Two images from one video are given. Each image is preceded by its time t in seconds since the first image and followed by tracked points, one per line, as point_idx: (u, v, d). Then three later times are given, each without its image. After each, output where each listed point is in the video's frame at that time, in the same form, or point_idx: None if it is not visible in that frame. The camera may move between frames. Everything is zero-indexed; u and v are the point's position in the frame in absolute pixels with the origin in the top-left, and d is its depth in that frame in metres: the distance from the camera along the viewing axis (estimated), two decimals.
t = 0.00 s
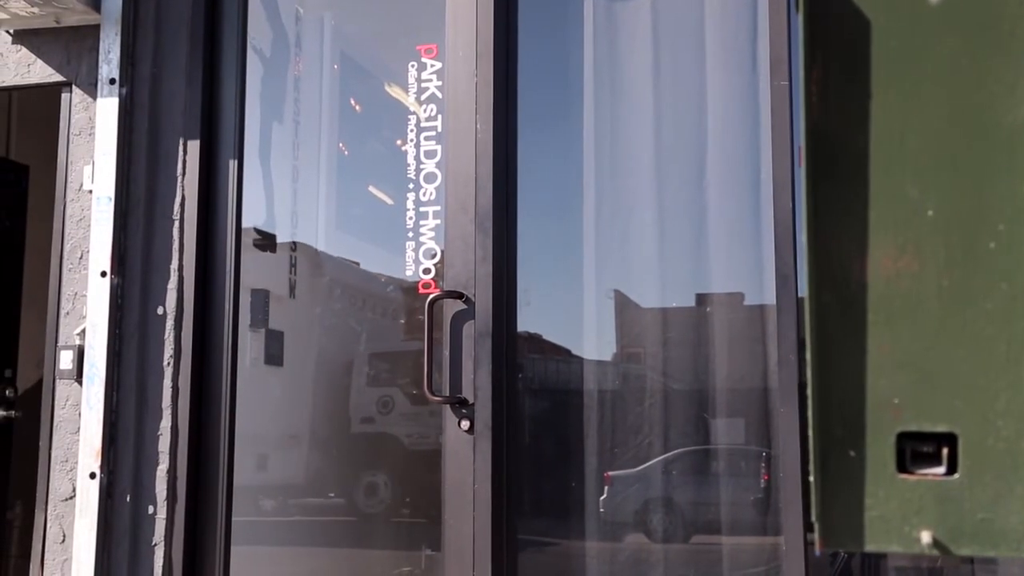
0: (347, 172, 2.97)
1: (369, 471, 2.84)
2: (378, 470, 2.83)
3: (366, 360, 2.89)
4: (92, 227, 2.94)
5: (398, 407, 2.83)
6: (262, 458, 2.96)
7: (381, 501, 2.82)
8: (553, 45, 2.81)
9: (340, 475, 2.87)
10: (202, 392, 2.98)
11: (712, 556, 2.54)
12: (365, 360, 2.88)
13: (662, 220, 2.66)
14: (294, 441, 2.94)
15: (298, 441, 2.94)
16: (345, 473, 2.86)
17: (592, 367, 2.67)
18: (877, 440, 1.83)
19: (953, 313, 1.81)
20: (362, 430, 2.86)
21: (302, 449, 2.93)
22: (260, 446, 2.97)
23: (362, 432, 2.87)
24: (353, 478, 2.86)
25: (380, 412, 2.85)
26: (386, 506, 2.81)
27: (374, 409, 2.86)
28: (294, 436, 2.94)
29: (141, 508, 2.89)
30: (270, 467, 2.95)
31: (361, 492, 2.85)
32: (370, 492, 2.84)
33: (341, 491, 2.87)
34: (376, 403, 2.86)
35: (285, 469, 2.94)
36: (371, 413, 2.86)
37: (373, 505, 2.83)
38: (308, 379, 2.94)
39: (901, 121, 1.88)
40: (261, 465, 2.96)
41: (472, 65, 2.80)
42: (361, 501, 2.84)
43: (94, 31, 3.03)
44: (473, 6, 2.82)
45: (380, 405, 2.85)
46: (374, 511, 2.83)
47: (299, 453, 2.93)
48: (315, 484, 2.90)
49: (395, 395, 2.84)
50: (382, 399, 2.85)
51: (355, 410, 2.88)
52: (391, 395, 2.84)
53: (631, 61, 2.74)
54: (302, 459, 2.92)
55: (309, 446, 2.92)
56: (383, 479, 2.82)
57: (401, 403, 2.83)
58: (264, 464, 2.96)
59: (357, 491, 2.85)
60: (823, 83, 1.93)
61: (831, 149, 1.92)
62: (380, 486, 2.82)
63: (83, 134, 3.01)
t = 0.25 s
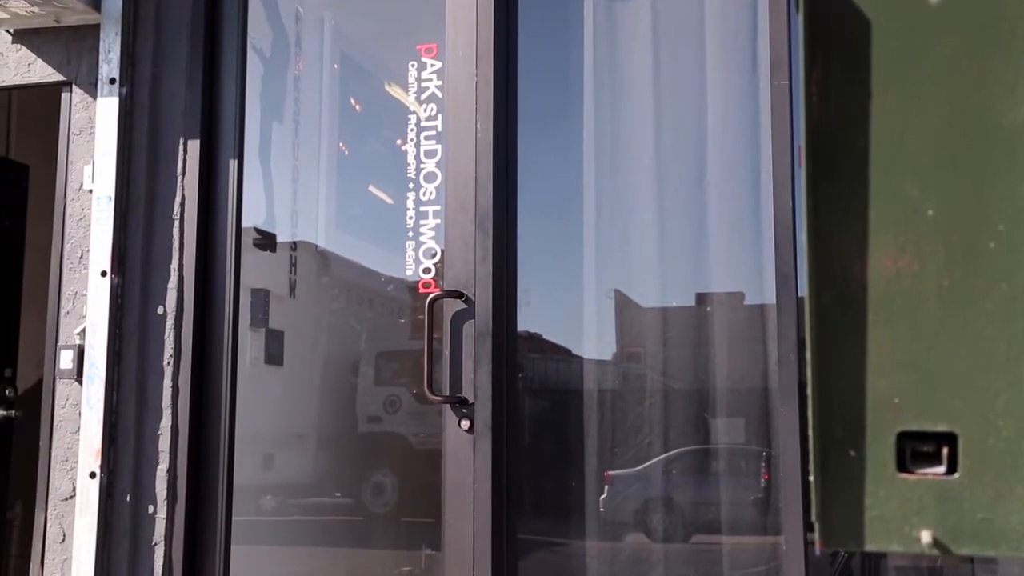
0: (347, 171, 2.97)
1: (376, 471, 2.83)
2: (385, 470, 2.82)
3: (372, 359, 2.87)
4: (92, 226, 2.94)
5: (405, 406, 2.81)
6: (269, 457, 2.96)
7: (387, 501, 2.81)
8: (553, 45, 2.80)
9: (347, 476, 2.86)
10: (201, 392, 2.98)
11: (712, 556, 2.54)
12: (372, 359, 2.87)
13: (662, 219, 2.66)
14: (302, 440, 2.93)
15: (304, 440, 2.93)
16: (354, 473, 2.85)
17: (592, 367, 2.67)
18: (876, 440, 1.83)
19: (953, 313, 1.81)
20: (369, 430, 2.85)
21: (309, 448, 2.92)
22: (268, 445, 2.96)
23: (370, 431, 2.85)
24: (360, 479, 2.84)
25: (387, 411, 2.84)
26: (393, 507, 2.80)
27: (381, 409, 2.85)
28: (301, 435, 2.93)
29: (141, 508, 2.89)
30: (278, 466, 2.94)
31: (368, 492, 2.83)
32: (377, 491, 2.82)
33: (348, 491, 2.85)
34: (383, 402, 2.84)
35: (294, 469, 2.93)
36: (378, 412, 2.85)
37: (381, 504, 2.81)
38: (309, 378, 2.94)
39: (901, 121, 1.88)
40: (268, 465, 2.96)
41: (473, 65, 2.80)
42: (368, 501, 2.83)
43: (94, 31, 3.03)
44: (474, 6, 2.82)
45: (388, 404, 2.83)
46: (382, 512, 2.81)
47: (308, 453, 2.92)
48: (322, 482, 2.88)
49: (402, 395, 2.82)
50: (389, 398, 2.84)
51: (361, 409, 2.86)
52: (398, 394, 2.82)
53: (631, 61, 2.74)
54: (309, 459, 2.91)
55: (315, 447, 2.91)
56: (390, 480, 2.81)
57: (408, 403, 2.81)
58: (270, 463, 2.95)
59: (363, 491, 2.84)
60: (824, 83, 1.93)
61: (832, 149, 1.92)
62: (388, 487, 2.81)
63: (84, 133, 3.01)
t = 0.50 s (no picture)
0: (347, 171, 2.97)
1: (384, 470, 2.82)
2: (391, 470, 2.81)
3: (379, 358, 2.87)
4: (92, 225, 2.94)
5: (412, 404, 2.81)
6: (277, 457, 2.95)
7: (395, 500, 2.80)
8: (553, 45, 2.80)
9: (353, 475, 2.85)
10: (201, 391, 2.98)
11: (712, 555, 2.54)
12: (379, 359, 2.87)
13: (662, 220, 2.66)
14: (309, 440, 2.92)
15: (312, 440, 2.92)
16: (360, 472, 2.84)
17: (592, 367, 2.67)
18: (876, 439, 1.83)
19: (953, 312, 1.82)
20: (376, 430, 2.84)
21: (316, 448, 2.91)
22: (276, 443, 2.96)
23: (378, 430, 2.84)
24: (367, 479, 2.84)
25: (394, 411, 2.83)
26: (402, 506, 2.79)
27: (388, 408, 2.84)
28: (309, 435, 2.92)
29: (141, 507, 2.89)
30: (285, 465, 2.94)
31: (376, 492, 2.83)
32: (385, 491, 2.81)
33: (356, 490, 2.85)
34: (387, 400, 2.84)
35: (297, 469, 2.93)
36: (385, 411, 2.84)
37: (389, 504, 2.81)
38: (309, 377, 2.94)
39: (901, 121, 1.88)
40: (275, 464, 2.95)
41: (473, 64, 2.80)
42: (376, 501, 2.82)
43: (94, 31, 3.03)
44: (473, 6, 2.82)
45: (395, 403, 2.83)
46: (391, 511, 2.80)
47: (314, 452, 2.91)
48: (331, 481, 2.87)
49: (409, 394, 2.82)
50: (396, 397, 2.83)
51: (369, 408, 2.86)
52: (406, 393, 2.82)
53: (631, 61, 2.74)
54: (316, 459, 2.90)
55: (322, 446, 2.90)
56: (397, 478, 2.80)
57: (415, 402, 2.81)
58: (278, 463, 2.95)
59: (371, 491, 2.83)
60: (824, 83, 1.93)
61: (832, 148, 1.92)
62: (395, 485, 2.80)
63: (84, 133, 3.01)
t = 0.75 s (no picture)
0: (347, 171, 2.97)
1: (392, 470, 2.81)
2: (398, 470, 2.81)
3: (388, 359, 2.86)
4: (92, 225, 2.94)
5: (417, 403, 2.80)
6: (284, 456, 2.95)
7: (404, 499, 2.79)
8: (553, 44, 2.81)
9: (358, 474, 2.85)
10: (201, 391, 2.98)
11: (712, 555, 2.54)
12: (388, 359, 2.86)
13: (662, 219, 2.66)
14: (317, 439, 2.91)
15: (320, 440, 2.91)
16: (366, 471, 2.84)
17: (592, 366, 2.67)
18: (876, 438, 1.84)
19: (953, 312, 1.82)
20: (385, 429, 2.83)
21: (324, 447, 2.90)
22: (285, 442, 2.96)
23: (386, 429, 2.83)
24: (374, 479, 2.83)
25: (402, 410, 2.82)
26: (410, 506, 2.78)
27: (397, 407, 2.83)
28: (317, 434, 2.92)
29: (141, 506, 2.89)
30: (292, 464, 2.94)
31: (384, 492, 2.82)
32: (393, 490, 2.81)
33: (363, 490, 2.84)
34: (390, 400, 2.84)
35: (300, 470, 2.93)
36: (393, 410, 2.83)
37: (397, 504, 2.80)
38: (310, 377, 2.95)
39: (901, 120, 1.88)
40: (283, 463, 2.95)
41: (473, 64, 2.80)
42: (384, 501, 2.81)
43: (94, 30, 3.04)
44: (474, 6, 2.82)
45: (404, 402, 2.81)
46: (398, 511, 2.79)
47: (323, 451, 2.90)
48: (339, 481, 2.86)
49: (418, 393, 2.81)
50: (405, 397, 2.82)
51: (377, 407, 2.85)
52: (414, 392, 2.81)
53: (631, 61, 2.74)
54: (324, 458, 2.90)
55: (330, 445, 2.89)
56: (405, 477, 2.80)
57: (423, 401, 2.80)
58: (285, 462, 2.95)
59: (379, 491, 2.82)
60: (824, 82, 1.94)
61: (832, 148, 1.92)
62: (403, 484, 2.80)
63: (84, 132, 3.02)
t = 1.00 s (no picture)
0: (348, 170, 2.97)
1: (401, 470, 2.80)
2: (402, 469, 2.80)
3: (397, 358, 2.85)
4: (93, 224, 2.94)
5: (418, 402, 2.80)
6: (292, 455, 2.95)
7: (414, 499, 2.78)
8: (553, 44, 2.81)
9: (363, 474, 2.84)
10: (202, 390, 2.98)
11: (712, 554, 2.54)
12: (392, 359, 2.85)
13: (662, 219, 2.66)
14: (327, 438, 2.91)
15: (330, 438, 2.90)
16: (370, 471, 2.84)
17: (593, 365, 2.67)
18: (878, 438, 1.84)
19: (953, 311, 1.82)
20: (395, 428, 2.82)
21: (334, 446, 2.89)
22: (294, 442, 2.95)
23: (395, 429, 2.82)
24: (381, 479, 2.83)
25: (412, 409, 2.80)
26: (420, 506, 2.77)
27: (406, 407, 2.81)
28: (327, 433, 2.91)
29: (142, 506, 2.89)
30: (301, 464, 2.94)
31: (394, 491, 2.81)
32: (404, 490, 2.80)
33: (371, 490, 2.83)
34: (391, 399, 2.83)
35: (314, 468, 2.91)
36: (403, 410, 2.81)
37: (408, 503, 2.79)
38: (309, 377, 2.95)
39: (901, 120, 1.88)
40: (292, 463, 2.95)
41: (473, 63, 2.80)
42: (394, 501, 2.81)
43: (94, 30, 3.04)
44: (474, 5, 2.82)
45: (413, 402, 2.80)
46: (409, 511, 2.79)
47: (332, 451, 2.89)
48: (349, 480, 2.85)
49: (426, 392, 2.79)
50: (414, 396, 2.80)
51: (382, 407, 2.84)
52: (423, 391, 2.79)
53: (632, 61, 2.74)
54: (334, 457, 2.89)
55: (340, 443, 2.88)
56: (415, 478, 2.78)
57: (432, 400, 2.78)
58: (294, 461, 2.95)
59: (389, 490, 2.81)
60: (826, 82, 1.94)
61: (833, 150, 1.92)
62: (413, 484, 2.78)
63: (84, 132, 3.02)
